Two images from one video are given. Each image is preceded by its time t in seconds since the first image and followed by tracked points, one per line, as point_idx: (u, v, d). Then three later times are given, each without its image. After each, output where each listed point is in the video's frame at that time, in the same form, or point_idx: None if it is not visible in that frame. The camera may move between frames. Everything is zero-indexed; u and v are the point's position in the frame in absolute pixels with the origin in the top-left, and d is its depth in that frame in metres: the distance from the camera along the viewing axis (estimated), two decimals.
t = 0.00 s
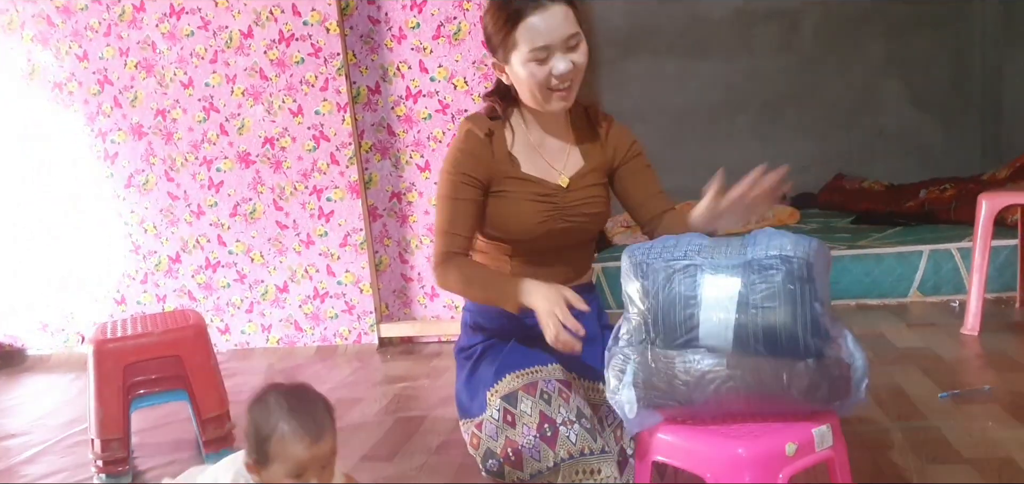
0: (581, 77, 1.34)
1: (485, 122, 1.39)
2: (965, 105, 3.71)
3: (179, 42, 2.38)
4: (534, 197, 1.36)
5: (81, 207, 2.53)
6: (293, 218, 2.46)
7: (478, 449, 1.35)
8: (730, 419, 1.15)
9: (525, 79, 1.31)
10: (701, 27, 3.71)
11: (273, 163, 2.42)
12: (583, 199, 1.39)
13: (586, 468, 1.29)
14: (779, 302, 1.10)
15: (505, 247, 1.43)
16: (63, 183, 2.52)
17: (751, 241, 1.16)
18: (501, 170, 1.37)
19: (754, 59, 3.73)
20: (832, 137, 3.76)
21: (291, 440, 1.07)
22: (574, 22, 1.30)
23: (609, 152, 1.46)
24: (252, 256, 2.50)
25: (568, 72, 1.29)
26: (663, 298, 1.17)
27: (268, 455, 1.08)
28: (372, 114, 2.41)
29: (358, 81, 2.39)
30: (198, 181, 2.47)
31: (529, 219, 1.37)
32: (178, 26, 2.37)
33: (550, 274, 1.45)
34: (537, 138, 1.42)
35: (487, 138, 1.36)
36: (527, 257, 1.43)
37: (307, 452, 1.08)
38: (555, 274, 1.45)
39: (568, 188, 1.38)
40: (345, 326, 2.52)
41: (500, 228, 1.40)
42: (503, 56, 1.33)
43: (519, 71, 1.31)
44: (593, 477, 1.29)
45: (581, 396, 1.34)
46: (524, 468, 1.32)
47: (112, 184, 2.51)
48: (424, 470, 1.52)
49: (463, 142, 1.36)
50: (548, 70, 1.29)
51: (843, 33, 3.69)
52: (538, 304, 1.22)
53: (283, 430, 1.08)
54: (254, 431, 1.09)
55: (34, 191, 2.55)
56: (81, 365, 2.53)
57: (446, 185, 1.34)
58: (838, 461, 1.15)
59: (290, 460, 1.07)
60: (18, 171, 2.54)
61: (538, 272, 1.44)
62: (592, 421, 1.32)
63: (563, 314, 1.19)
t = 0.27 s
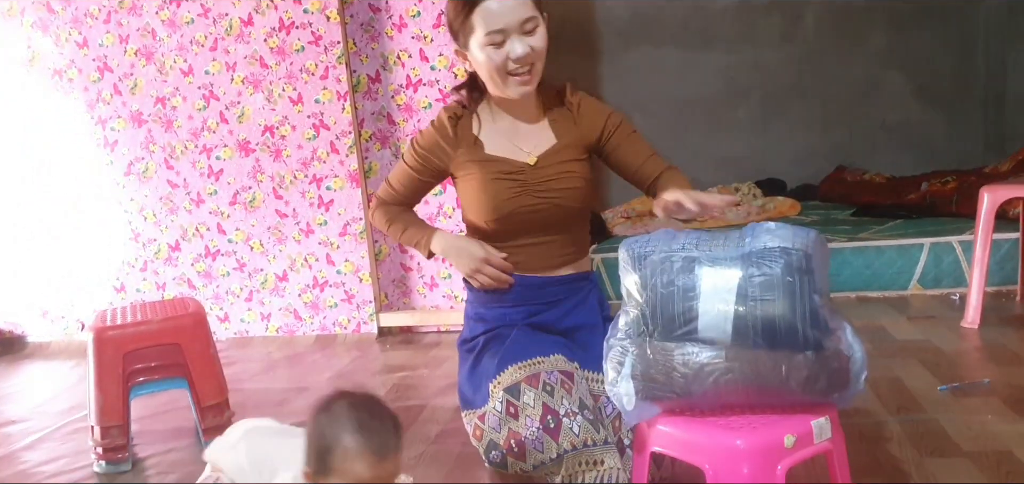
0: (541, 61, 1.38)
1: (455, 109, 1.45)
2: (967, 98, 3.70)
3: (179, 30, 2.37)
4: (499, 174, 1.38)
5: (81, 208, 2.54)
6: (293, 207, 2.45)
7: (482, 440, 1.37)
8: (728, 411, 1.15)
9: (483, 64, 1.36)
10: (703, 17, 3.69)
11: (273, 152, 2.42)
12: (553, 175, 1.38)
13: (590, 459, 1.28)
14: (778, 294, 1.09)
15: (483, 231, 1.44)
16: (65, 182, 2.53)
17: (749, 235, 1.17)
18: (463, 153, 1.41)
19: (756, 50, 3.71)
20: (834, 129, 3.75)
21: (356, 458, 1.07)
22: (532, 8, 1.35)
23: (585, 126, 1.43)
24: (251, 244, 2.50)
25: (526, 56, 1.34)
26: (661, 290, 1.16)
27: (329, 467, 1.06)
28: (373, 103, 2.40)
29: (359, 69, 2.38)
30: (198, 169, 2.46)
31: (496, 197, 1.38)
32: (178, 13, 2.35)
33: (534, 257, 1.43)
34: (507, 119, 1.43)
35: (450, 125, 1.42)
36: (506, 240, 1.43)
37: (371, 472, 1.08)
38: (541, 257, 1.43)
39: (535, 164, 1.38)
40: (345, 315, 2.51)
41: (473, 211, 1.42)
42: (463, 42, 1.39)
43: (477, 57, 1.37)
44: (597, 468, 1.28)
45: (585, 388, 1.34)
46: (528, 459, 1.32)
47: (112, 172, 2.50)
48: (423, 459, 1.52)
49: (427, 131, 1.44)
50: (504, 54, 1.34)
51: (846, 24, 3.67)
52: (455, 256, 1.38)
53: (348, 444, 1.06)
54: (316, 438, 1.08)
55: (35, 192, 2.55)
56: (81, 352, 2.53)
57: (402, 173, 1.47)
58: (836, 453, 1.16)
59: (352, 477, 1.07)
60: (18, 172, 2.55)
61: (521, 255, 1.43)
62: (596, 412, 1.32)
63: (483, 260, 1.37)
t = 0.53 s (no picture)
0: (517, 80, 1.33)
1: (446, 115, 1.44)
2: (968, 95, 3.69)
3: (179, 25, 2.36)
4: (487, 181, 1.38)
5: (81, 208, 2.54)
6: (292, 203, 2.45)
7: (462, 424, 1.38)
8: (727, 407, 1.16)
9: (457, 89, 1.32)
10: (703, 13, 3.68)
11: (273, 147, 2.41)
12: (541, 178, 1.38)
13: (560, 447, 1.27)
14: (777, 288, 1.09)
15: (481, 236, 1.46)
16: (65, 180, 2.53)
17: (748, 230, 1.16)
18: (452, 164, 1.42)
19: (757, 47, 3.71)
20: (834, 127, 3.75)
21: (418, 431, 1.12)
22: (501, 30, 1.29)
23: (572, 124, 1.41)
24: (251, 240, 2.50)
25: (498, 81, 1.29)
26: (660, 285, 1.15)
27: (394, 439, 1.12)
28: (372, 99, 2.39)
29: (358, 65, 2.38)
30: (198, 164, 2.46)
31: (487, 203, 1.38)
32: (178, 8, 2.34)
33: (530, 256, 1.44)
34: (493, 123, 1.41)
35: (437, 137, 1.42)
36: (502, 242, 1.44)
37: (433, 447, 1.12)
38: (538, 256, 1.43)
39: (524, 169, 1.37)
40: (344, 311, 2.51)
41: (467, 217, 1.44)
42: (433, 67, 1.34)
43: (451, 82, 1.33)
44: (568, 456, 1.27)
45: (569, 379, 1.33)
46: (503, 445, 1.33)
47: (111, 167, 2.50)
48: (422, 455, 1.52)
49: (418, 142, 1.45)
50: (476, 81, 1.29)
51: (846, 21, 3.67)
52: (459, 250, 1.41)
53: (414, 419, 1.12)
54: (384, 410, 1.14)
55: (34, 192, 2.55)
56: (80, 348, 2.53)
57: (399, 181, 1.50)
58: (836, 451, 1.16)
59: (414, 450, 1.11)
60: (18, 171, 2.55)
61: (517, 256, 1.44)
62: (575, 402, 1.31)
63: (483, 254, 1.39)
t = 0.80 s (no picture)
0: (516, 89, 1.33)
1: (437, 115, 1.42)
2: (964, 96, 3.70)
3: (177, 25, 2.36)
4: (483, 178, 1.38)
5: (81, 208, 2.54)
6: (290, 203, 2.45)
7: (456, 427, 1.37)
8: (725, 407, 1.17)
9: (458, 97, 1.33)
10: (701, 13, 3.69)
11: (271, 147, 2.41)
12: (536, 174, 1.38)
13: (552, 450, 1.27)
14: (773, 289, 1.09)
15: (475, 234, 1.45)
16: (65, 181, 2.52)
17: (746, 230, 1.15)
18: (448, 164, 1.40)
19: (754, 47, 3.71)
20: (831, 127, 3.75)
21: (419, 433, 1.06)
22: (502, 43, 1.27)
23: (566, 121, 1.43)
24: (248, 240, 2.50)
25: (498, 95, 1.29)
26: (658, 285, 1.15)
27: (394, 441, 1.05)
28: (370, 99, 2.40)
29: (357, 66, 2.38)
30: (196, 164, 2.45)
31: (482, 200, 1.38)
32: (177, 8, 2.34)
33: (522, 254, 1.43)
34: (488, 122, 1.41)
35: (433, 135, 1.39)
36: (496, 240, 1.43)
37: (432, 450, 1.06)
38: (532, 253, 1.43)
39: (520, 165, 1.38)
40: (342, 311, 2.51)
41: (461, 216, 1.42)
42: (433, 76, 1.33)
43: (452, 89, 1.33)
44: (560, 459, 1.27)
45: (563, 381, 1.33)
46: (495, 448, 1.33)
47: (108, 167, 2.50)
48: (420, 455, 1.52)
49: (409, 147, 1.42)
50: (476, 93, 1.30)
51: (843, 22, 3.67)
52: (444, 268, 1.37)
53: (415, 419, 1.06)
54: (381, 411, 1.07)
55: (35, 192, 2.55)
56: (77, 348, 2.53)
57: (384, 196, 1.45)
58: (832, 450, 1.16)
59: (414, 452, 1.05)
60: (18, 171, 2.54)
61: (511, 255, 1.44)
62: (567, 404, 1.31)
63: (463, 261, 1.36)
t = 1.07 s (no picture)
0: (519, 94, 1.33)
1: (430, 126, 1.38)
2: (961, 98, 3.70)
3: (174, 25, 2.35)
4: (485, 185, 1.37)
5: (81, 208, 2.53)
6: (287, 204, 2.44)
7: (455, 434, 1.37)
8: (722, 409, 1.17)
9: (462, 99, 1.32)
10: (698, 15, 3.69)
11: (268, 148, 2.41)
12: (536, 179, 1.39)
13: (556, 456, 1.27)
14: (771, 291, 1.08)
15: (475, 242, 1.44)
16: (64, 182, 2.52)
17: (743, 232, 1.15)
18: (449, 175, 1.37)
19: (751, 49, 3.72)
20: (828, 128, 3.76)
21: (339, 432, 0.98)
22: (512, 45, 1.27)
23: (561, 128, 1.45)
24: (245, 241, 2.49)
25: (503, 98, 1.29)
26: (656, 287, 1.15)
27: (316, 446, 0.99)
28: (367, 100, 2.39)
29: (354, 67, 2.38)
30: (192, 164, 2.45)
31: (485, 207, 1.37)
32: (174, 8, 2.34)
33: (526, 258, 1.44)
34: (484, 130, 1.41)
35: (431, 146, 1.36)
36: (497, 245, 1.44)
37: (356, 444, 0.99)
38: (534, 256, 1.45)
39: (520, 171, 1.38)
40: (339, 312, 2.51)
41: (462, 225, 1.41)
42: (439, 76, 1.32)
43: (455, 90, 1.32)
44: (564, 465, 1.27)
45: (565, 386, 1.32)
46: (498, 455, 1.32)
47: (105, 167, 2.49)
48: (417, 457, 1.52)
49: (404, 167, 1.36)
50: (481, 95, 1.29)
51: (841, 24, 3.67)
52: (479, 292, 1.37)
53: (332, 420, 0.98)
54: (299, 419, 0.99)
55: (35, 192, 2.54)
56: (73, 349, 2.52)
57: (379, 228, 1.38)
58: (830, 452, 1.16)
59: (340, 450, 0.99)
60: (18, 171, 2.53)
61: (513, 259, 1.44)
62: (569, 409, 1.30)
63: (503, 280, 1.37)
